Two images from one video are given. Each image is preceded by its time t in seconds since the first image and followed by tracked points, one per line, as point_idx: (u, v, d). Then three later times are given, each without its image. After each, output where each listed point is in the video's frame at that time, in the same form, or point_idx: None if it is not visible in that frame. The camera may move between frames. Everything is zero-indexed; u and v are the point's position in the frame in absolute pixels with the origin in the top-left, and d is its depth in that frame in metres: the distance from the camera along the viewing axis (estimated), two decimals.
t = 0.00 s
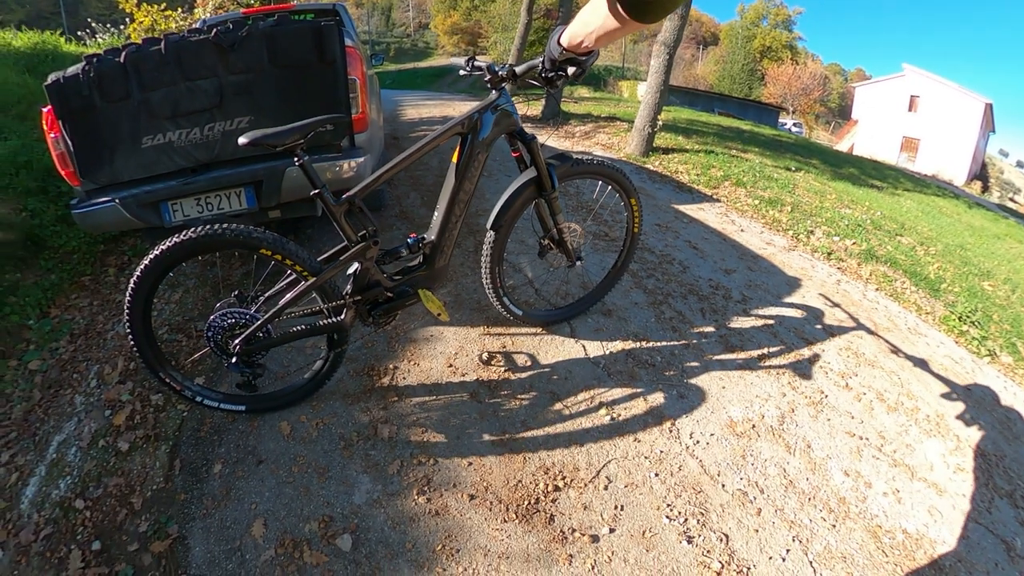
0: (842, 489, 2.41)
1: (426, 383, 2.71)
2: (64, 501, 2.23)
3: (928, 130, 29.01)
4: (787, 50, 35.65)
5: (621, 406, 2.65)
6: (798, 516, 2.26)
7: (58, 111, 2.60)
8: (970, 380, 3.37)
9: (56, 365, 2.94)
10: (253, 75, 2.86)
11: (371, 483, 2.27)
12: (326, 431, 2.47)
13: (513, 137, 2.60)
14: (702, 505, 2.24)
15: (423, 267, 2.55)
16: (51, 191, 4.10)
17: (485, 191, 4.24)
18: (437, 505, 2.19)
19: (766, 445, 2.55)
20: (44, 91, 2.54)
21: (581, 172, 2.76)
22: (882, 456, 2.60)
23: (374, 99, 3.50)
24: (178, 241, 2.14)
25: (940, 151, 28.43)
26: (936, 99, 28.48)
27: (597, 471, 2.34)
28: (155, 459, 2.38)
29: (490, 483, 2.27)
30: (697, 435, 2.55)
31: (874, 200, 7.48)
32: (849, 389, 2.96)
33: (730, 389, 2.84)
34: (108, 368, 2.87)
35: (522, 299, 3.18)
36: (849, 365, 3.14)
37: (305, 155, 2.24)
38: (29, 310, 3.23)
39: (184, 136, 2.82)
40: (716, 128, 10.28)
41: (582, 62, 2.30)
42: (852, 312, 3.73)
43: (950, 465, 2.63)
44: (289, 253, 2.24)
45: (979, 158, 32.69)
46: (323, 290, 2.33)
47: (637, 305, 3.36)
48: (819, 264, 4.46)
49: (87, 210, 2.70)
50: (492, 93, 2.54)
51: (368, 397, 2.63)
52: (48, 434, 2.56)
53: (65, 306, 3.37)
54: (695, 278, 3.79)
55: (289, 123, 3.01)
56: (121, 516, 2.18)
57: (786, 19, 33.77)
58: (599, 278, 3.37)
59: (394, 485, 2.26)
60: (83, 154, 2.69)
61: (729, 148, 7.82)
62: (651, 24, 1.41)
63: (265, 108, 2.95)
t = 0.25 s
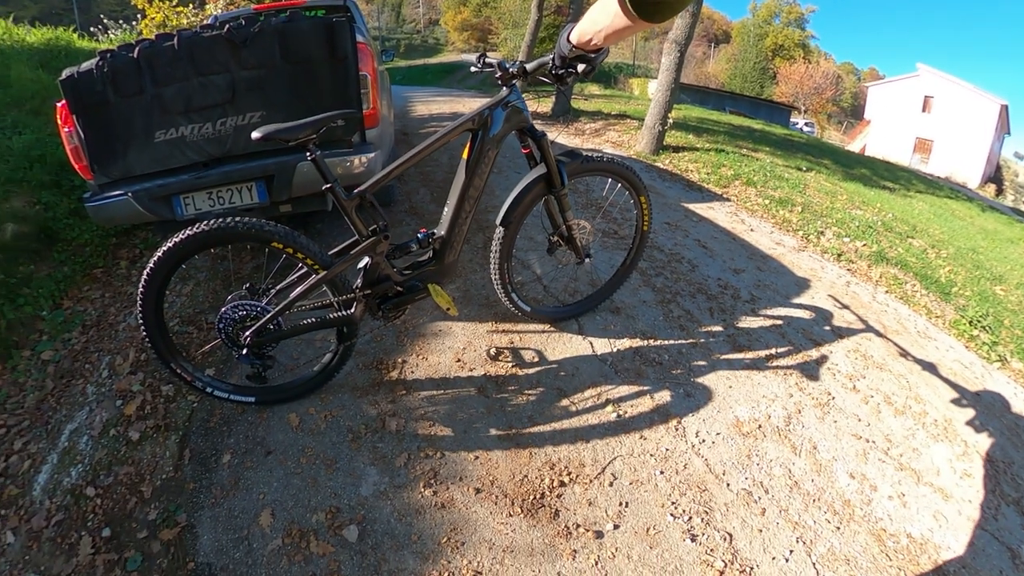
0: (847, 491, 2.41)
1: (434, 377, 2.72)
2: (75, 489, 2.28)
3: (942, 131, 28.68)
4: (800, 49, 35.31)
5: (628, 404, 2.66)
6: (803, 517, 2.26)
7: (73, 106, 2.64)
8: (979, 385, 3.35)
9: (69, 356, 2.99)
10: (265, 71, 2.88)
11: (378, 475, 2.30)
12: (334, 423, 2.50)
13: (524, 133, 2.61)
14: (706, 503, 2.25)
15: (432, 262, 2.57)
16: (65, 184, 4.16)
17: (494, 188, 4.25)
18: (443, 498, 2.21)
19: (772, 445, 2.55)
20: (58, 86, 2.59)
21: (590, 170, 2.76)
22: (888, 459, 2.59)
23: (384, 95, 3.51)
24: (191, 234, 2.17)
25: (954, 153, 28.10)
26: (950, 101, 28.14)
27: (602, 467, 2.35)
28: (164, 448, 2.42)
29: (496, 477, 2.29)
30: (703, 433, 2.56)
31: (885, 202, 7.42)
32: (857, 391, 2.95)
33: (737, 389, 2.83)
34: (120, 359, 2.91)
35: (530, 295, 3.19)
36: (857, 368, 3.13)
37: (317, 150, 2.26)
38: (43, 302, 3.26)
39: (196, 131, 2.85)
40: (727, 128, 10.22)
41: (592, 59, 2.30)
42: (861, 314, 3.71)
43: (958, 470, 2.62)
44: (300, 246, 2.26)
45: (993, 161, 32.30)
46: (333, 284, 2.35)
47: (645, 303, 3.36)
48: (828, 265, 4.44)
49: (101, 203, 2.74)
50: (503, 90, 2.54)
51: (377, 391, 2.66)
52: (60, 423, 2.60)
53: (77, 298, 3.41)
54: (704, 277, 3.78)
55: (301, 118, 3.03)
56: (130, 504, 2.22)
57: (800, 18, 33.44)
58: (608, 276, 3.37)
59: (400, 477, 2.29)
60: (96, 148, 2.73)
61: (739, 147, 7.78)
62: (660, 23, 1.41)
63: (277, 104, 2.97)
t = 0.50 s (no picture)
0: (861, 503, 2.37)
1: (449, 372, 2.73)
2: (93, 470, 2.34)
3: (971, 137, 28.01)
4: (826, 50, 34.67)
5: (642, 406, 2.65)
6: (814, 526, 2.23)
7: (98, 99, 2.69)
8: (1001, 399, 3.27)
9: (90, 341, 3.05)
10: (287, 66, 2.90)
11: (390, 468, 2.32)
12: (348, 415, 2.52)
13: (543, 131, 2.60)
14: (717, 509, 2.23)
15: (450, 258, 2.57)
16: (91, 174, 4.24)
17: (513, 185, 4.24)
18: (453, 493, 2.22)
19: (786, 453, 2.52)
20: (84, 79, 2.63)
21: (609, 169, 2.74)
22: (903, 472, 2.54)
23: (405, 91, 3.50)
24: (213, 224, 2.19)
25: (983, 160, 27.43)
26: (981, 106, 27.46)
27: (614, 468, 2.34)
28: (180, 434, 2.46)
29: (507, 474, 2.30)
30: (716, 438, 2.54)
31: (909, 208, 7.28)
32: (874, 401, 2.90)
33: (752, 395, 2.80)
34: (140, 345, 2.96)
35: (546, 294, 3.19)
36: (875, 377, 3.07)
37: (338, 144, 2.27)
38: (66, 289, 3.34)
39: (219, 125, 2.88)
40: (749, 128, 10.08)
41: (613, 56, 2.32)
42: (881, 322, 3.65)
43: (975, 486, 2.55)
44: (319, 239, 2.28)
45: None
46: (351, 277, 2.37)
47: (662, 305, 3.34)
48: (849, 272, 4.37)
49: (124, 194, 2.77)
50: (523, 87, 2.53)
51: (391, 383, 2.68)
52: (79, 406, 2.66)
53: (99, 285, 3.48)
54: (722, 280, 3.74)
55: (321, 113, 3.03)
56: (146, 487, 2.27)
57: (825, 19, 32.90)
58: (625, 275, 3.35)
59: (412, 470, 2.31)
60: (121, 139, 2.78)
61: (761, 149, 7.67)
62: (681, 20, 1.38)
63: (299, 99, 2.98)
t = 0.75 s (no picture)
0: (881, 522, 2.32)
1: (469, 371, 2.74)
2: (115, 452, 2.46)
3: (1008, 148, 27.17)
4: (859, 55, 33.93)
5: (662, 412, 2.63)
6: (831, 544, 2.19)
7: (133, 93, 2.77)
8: None
9: (117, 327, 3.16)
10: (317, 64, 2.92)
11: (407, 463, 2.34)
12: (368, 409, 2.55)
13: (571, 133, 2.58)
14: (733, 520, 2.21)
15: (475, 257, 2.58)
16: (124, 165, 4.35)
17: (537, 186, 4.23)
18: (469, 491, 2.23)
19: (807, 467, 2.48)
20: (120, 74, 2.70)
21: (637, 172, 2.71)
22: (925, 493, 2.48)
23: (433, 91, 3.49)
24: (243, 217, 2.22)
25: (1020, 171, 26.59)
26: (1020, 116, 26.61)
27: (631, 474, 2.33)
28: (202, 421, 2.52)
29: (524, 475, 2.30)
30: (736, 448, 2.51)
31: (940, 219, 7.09)
32: (899, 418, 2.83)
33: (774, 406, 2.76)
34: (166, 333, 3.02)
35: (569, 296, 3.18)
36: (901, 394, 3.00)
37: (368, 141, 2.28)
38: (97, 276, 3.45)
39: (249, 120, 2.92)
40: (777, 134, 9.92)
41: (642, 60, 2.23)
42: (908, 336, 3.56)
43: (1000, 511, 2.47)
44: (348, 234, 2.31)
45: None
46: (377, 273, 2.39)
47: (686, 311, 3.31)
48: (876, 283, 4.27)
49: (155, 185, 2.83)
50: (552, 89, 2.52)
51: (412, 380, 2.69)
52: (105, 388, 2.80)
53: (128, 273, 3.57)
54: (747, 288, 3.69)
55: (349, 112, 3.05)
56: (166, 471, 2.36)
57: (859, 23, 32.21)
58: (650, 281, 3.32)
59: (429, 467, 2.32)
60: (153, 133, 2.84)
61: (789, 155, 7.55)
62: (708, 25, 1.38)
63: (329, 96, 2.99)
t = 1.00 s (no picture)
0: (897, 535, 2.29)
1: (486, 370, 2.76)
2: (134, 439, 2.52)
3: None
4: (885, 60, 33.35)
5: (678, 417, 2.62)
6: (845, 556, 2.17)
7: (159, 90, 2.84)
8: None
9: (139, 317, 3.21)
10: (341, 63, 2.94)
11: (422, 460, 2.36)
12: (385, 405, 2.57)
13: (593, 134, 2.58)
14: (747, 528, 2.19)
15: (496, 256, 2.59)
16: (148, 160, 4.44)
17: (557, 188, 4.23)
18: (484, 490, 2.25)
19: (823, 477, 2.46)
20: (147, 71, 2.79)
21: (658, 175, 2.70)
22: (942, 508, 2.43)
23: (455, 91, 3.52)
24: (268, 212, 2.26)
25: None
26: None
27: (646, 479, 2.33)
28: (220, 411, 2.58)
29: (539, 475, 2.31)
30: (752, 456, 2.49)
31: (964, 228, 6.96)
32: (918, 430, 2.79)
33: (791, 414, 2.74)
34: (186, 325, 3.07)
35: (587, 298, 3.17)
36: (921, 406, 2.95)
37: (392, 140, 2.30)
38: (120, 267, 3.51)
39: (273, 118, 2.96)
40: (798, 139, 9.80)
41: (666, 61, 2.28)
42: (929, 348, 3.51)
43: (1020, 530, 2.41)
44: (370, 231, 2.33)
45: None
46: (398, 270, 2.42)
47: (704, 316, 3.29)
48: (898, 293, 4.21)
49: (178, 179, 2.89)
50: (575, 90, 2.52)
51: (429, 377, 2.72)
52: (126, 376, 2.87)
53: (150, 265, 3.64)
54: (766, 294, 3.66)
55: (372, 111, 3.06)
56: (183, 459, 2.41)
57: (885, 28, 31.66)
58: (669, 284, 3.31)
59: (444, 464, 2.34)
60: (178, 129, 2.91)
61: (810, 161, 7.45)
62: (738, 27, 1.39)
63: (352, 95, 3.01)
